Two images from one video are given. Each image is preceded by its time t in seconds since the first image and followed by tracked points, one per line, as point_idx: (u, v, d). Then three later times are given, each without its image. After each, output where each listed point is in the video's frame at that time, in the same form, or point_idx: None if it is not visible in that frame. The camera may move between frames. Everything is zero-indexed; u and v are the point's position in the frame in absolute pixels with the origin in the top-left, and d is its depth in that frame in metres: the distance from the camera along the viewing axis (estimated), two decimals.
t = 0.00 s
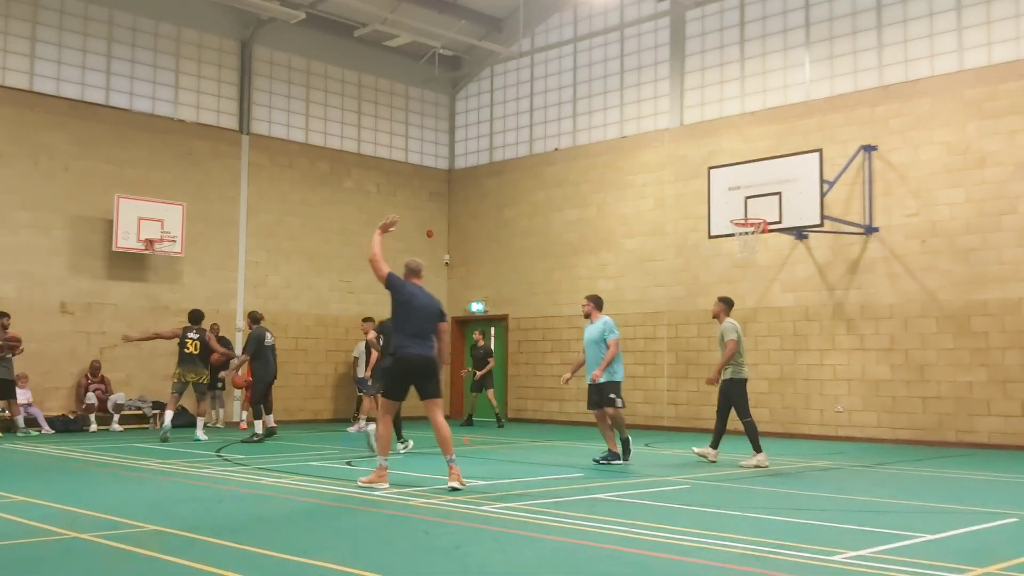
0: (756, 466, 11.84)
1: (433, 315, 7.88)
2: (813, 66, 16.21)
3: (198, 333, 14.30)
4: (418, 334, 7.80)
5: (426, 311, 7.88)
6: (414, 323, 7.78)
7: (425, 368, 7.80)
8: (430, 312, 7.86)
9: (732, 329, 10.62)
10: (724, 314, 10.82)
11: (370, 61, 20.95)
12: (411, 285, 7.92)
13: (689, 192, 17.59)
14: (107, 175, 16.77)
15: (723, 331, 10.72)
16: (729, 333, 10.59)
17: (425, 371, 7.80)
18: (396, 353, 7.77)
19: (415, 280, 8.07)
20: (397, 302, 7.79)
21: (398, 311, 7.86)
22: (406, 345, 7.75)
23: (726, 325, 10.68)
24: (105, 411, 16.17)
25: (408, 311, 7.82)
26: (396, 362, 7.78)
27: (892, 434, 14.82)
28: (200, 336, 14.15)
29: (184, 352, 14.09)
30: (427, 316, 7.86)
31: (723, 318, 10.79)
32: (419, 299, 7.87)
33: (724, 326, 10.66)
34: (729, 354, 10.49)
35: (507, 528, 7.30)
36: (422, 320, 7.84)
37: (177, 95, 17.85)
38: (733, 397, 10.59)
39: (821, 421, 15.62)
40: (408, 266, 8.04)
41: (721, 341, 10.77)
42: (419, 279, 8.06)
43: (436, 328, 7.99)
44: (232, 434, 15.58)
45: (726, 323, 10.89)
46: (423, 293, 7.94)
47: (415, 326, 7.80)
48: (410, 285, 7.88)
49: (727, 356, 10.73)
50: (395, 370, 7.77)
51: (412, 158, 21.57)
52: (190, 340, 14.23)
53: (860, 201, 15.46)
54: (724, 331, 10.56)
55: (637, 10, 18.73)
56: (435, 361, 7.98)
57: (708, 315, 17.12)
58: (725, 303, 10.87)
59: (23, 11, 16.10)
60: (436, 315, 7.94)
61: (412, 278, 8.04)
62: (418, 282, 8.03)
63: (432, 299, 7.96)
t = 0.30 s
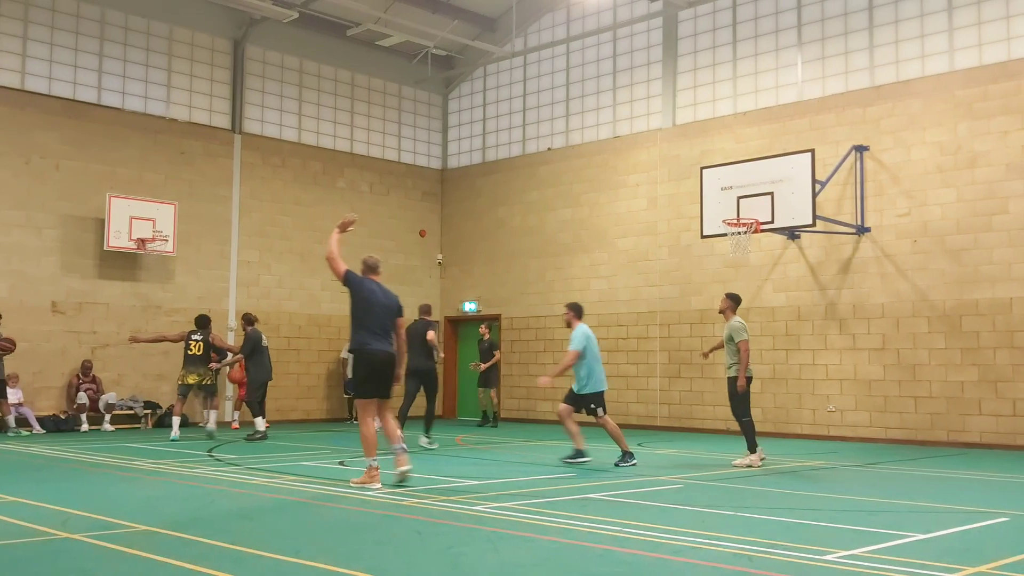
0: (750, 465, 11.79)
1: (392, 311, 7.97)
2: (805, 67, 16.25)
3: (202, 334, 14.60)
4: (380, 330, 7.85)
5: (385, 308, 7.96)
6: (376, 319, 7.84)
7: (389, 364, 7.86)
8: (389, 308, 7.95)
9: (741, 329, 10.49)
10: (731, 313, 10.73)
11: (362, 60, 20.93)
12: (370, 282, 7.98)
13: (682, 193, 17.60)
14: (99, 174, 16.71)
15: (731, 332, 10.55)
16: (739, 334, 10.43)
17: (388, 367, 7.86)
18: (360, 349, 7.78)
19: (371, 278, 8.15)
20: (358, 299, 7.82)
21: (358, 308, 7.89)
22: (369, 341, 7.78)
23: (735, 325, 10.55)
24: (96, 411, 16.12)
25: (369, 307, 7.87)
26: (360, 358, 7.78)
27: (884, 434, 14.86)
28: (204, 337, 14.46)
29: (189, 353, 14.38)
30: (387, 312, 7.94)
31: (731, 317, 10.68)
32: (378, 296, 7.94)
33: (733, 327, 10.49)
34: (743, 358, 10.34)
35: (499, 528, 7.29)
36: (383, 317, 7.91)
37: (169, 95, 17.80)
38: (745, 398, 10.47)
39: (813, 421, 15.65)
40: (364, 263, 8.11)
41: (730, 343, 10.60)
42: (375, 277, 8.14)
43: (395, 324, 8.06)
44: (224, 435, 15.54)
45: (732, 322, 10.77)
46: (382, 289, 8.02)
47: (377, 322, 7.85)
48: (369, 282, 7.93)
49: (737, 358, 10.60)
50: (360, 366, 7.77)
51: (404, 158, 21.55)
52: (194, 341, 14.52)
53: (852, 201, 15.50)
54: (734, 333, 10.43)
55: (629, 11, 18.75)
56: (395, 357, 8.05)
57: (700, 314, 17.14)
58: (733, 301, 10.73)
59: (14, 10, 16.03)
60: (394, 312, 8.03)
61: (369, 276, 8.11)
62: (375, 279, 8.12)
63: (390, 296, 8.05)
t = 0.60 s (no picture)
0: (746, 464, 11.80)
1: (354, 316, 8.03)
2: (801, 66, 16.27)
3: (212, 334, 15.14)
4: (342, 336, 7.91)
5: (346, 313, 8.01)
6: (337, 324, 7.90)
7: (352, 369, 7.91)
8: (351, 313, 8.01)
9: (746, 328, 10.50)
10: (733, 312, 10.76)
11: (358, 59, 20.91)
12: (331, 287, 8.04)
13: (677, 192, 17.61)
14: (94, 174, 16.68)
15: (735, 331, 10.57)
16: (744, 333, 10.42)
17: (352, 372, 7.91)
18: (322, 355, 7.84)
19: (335, 284, 8.22)
20: (319, 305, 7.89)
21: (320, 314, 7.95)
22: (331, 346, 7.84)
23: (738, 324, 10.54)
24: (91, 410, 16.09)
25: (330, 313, 7.93)
26: (323, 363, 7.84)
27: (879, 433, 14.88)
28: (212, 333, 15.01)
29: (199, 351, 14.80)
30: (348, 317, 8.00)
31: (734, 316, 10.69)
32: (339, 301, 8.00)
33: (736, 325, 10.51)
34: (749, 356, 10.35)
35: (493, 527, 7.31)
36: (344, 322, 7.97)
37: (165, 94, 17.78)
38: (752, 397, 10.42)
39: (808, 420, 15.66)
40: (326, 269, 8.16)
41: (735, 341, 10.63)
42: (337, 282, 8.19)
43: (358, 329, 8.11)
44: (219, 434, 15.52)
45: (735, 322, 10.76)
46: (343, 295, 8.07)
47: (339, 328, 7.91)
48: (330, 288, 7.99)
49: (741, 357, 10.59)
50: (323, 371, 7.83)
51: (400, 157, 21.54)
52: (206, 341, 15.06)
53: (847, 200, 15.53)
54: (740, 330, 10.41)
55: (625, 10, 18.76)
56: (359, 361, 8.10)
57: (696, 314, 17.16)
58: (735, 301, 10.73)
59: (9, 9, 15.99)
60: (356, 317, 8.08)
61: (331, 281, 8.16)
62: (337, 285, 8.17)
63: (352, 301, 8.10)
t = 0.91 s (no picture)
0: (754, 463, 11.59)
1: (317, 311, 8.21)
2: (799, 65, 16.27)
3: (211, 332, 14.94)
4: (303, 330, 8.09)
5: (309, 308, 8.18)
6: (300, 319, 8.07)
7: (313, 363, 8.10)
8: (314, 308, 8.18)
9: (748, 326, 10.45)
10: (736, 311, 10.72)
11: (356, 58, 20.90)
12: (295, 283, 8.20)
13: (676, 191, 17.60)
14: (92, 172, 16.67)
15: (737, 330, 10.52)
16: (745, 332, 10.38)
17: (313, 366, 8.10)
18: (287, 351, 8.03)
19: (299, 278, 8.35)
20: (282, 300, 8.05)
21: (283, 310, 8.12)
22: (295, 342, 8.04)
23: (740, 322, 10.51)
24: (90, 409, 16.08)
25: (294, 309, 8.10)
26: (288, 359, 8.04)
27: (878, 432, 14.89)
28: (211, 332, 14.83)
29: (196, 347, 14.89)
30: (311, 312, 8.17)
31: (736, 315, 10.66)
32: (302, 295, 8.15)
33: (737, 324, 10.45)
34: (750, 354, 10.33)
35: (491, 525, 7.30)
36: (308, 317, 8.14)
37: (163, 92, 17.77)
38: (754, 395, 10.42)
39: (807, 419, 15.66)
40: (290, 264, 8.31)
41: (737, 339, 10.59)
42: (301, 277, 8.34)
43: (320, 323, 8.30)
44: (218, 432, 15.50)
45: (737, 320, 10.74)
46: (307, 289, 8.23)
47: (303, 323, 8.09)
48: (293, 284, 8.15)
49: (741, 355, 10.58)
50: (284, 365, 8.02)
51: (399, 156, 21.52)
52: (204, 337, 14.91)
53: (845, 199, 15.53)
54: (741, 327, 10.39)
55: (624, 9, 18.75)
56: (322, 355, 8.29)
57: (695, 312, 17.15)
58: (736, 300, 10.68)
59: (7, 7, 15.97)
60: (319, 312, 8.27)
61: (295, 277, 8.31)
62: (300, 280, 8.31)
63: (315, 296, 8.26)
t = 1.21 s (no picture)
0: (757, 465, 11.54)
1: (266, 314, 8.32)
2: (799, 63, 16.27)
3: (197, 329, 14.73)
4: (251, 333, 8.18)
5: (258, 311, 8.28)
6: (248, 322, 8.16)
7: (258, 366, 8.20)
8: (262, 311, 8.29)
9: (749, 323, 10.42)
10: (739, 308, 10.68)
11: (356, 57, 20.89)
12: (243, 288, 8.26)
13: (676, 189, 17.60)
14: (92, 171, 16.66)
15: (738, 327, 10.46)
16: (746, 329, 10.34)
17: (259, 368, 8.19)
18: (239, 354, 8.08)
19: (250, 282, 8.41)
20: (231, 304, 8.13)
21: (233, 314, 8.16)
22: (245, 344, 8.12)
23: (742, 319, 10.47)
24: (90, 407, 16.08)
25: (243, 312, 8.17)
26: (240, 363, 8.09)
27: (877, 430, 14.89)
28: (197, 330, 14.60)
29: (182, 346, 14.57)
30: (258, 315, 8.27)
31: (739, 311, 10.61)
32: (251, 299, 8.27)
33: (739, 321, 10.41)
34: (750, 352, 10.32)
35: (490, 523, 7.31)
36: (256, 320, 8.23)
37: (162, 91, 17.76)
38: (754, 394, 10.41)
39: (807, 417, 15.66)
40: (240, 268, 8.38)
41: (737, 336, 10.53)
42: (249, 280, 8.42)
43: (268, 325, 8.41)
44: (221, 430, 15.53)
45: (739, 317, 10.70)
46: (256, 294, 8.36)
47: (251, 326, 8.18)
48: (241, 288, 8.25)
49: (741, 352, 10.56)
50: (228, 367, 8.07)
51: (398, 154, 21.51)
52: (189, 335, 14.65)
53: (845, 197, 15.53)
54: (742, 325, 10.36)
55: (623, 7, 18.74)
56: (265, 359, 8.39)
57: (695, 310, 17.14)
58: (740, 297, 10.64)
59: (6, 5, 15.95)
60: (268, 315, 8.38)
61: (245, 280, 8.37)
62: (249, 284, 8.37)
63: (263, 299, 8.37)
